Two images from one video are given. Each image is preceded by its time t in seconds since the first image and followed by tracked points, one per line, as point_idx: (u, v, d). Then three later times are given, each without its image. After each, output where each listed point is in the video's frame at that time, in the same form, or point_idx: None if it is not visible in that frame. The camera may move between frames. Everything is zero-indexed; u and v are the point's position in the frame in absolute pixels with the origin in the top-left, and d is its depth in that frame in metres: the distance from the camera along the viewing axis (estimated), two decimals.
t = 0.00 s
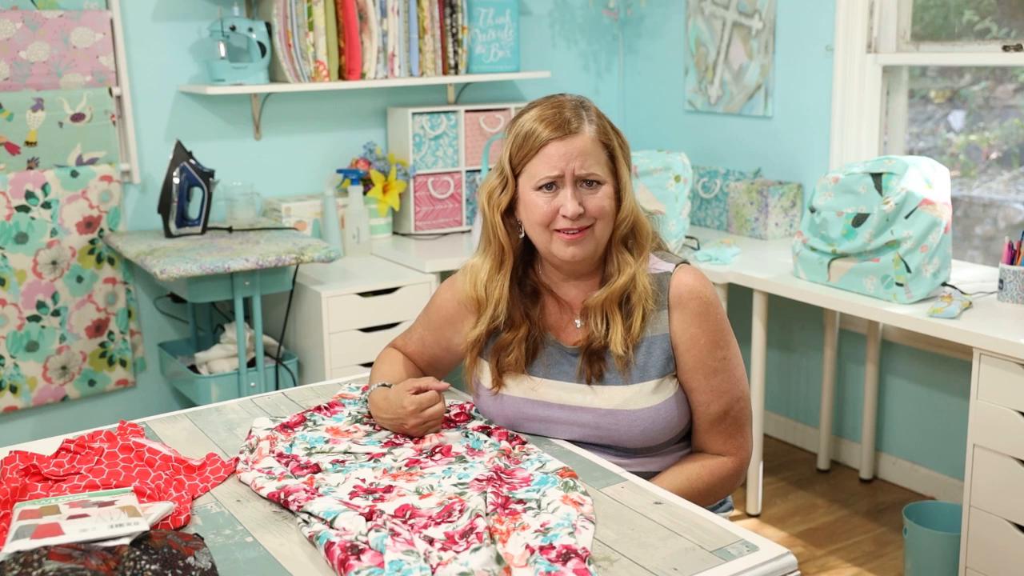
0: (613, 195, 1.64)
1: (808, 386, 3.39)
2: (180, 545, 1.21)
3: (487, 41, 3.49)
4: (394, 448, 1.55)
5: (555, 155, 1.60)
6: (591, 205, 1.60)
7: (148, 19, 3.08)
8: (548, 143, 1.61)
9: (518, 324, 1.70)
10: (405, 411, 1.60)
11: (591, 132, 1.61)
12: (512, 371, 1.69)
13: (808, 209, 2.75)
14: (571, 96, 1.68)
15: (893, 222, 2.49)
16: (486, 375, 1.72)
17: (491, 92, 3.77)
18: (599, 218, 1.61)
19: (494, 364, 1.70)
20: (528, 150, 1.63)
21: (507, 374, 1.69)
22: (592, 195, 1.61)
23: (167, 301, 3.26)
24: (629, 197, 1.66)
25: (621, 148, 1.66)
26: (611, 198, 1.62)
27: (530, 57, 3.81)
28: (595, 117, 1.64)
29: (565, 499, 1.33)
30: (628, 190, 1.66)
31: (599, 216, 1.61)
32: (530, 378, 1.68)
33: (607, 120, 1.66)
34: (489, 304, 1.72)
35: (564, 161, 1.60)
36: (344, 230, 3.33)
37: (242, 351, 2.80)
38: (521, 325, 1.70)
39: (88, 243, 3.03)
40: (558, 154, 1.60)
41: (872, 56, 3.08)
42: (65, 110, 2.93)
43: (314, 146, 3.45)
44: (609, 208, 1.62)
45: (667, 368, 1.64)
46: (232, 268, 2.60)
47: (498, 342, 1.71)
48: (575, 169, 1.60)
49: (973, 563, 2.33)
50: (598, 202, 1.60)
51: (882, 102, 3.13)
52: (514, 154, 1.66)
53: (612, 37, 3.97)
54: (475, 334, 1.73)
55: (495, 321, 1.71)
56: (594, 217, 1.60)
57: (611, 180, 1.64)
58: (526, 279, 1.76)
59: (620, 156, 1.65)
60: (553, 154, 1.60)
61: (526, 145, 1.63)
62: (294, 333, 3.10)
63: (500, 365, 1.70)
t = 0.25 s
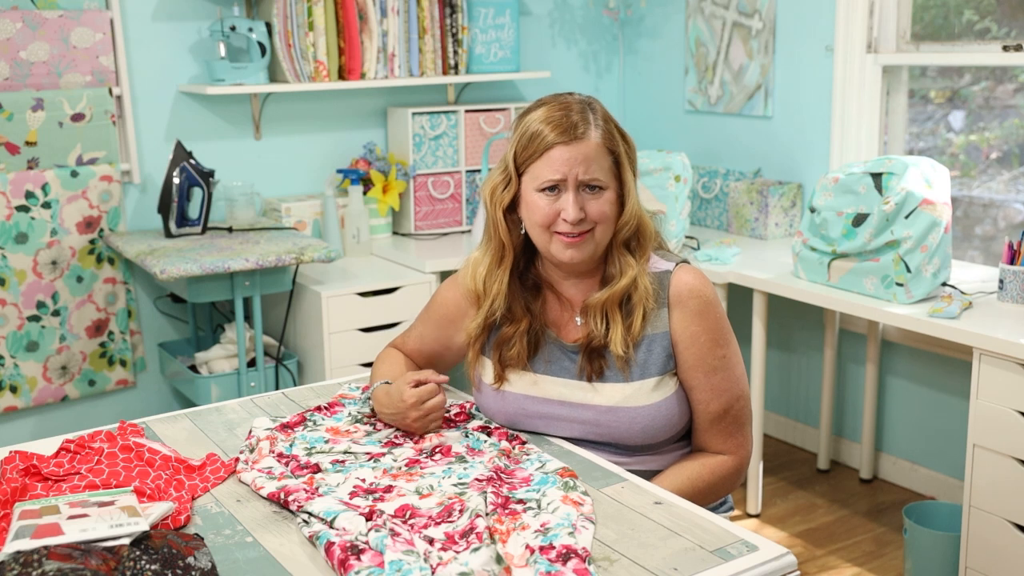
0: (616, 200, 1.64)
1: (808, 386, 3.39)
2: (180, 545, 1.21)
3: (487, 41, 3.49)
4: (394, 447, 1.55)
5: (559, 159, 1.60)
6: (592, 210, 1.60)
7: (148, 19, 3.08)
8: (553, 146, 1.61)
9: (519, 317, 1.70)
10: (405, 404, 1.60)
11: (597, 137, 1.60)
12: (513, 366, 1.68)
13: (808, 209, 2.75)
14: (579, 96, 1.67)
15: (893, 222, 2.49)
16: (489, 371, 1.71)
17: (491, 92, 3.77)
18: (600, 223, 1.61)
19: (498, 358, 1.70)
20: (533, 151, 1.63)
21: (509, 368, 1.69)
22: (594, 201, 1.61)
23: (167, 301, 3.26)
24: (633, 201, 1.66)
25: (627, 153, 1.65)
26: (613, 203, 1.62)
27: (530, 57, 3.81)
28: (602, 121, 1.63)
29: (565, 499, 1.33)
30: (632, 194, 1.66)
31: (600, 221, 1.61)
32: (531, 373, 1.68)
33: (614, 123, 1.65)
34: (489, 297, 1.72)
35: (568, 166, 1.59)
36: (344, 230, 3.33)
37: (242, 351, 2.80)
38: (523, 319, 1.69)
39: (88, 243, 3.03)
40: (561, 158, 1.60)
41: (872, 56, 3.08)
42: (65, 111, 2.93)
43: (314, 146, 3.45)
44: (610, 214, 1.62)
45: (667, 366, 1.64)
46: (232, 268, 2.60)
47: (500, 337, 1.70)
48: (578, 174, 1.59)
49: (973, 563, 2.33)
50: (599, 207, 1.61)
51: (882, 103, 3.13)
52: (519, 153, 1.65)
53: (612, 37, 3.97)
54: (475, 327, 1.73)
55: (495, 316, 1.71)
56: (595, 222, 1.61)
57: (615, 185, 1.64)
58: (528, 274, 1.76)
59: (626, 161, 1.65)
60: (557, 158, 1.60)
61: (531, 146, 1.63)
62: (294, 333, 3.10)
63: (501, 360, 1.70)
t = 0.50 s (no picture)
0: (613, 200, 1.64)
1: (808, 385, 3.39)
2: (180, 545, 1.21)
3: (487, 41, 3.49)
4: (394, 447, 1.55)
5: (558, 156, 1.60)
6: (591, 209, 1.61)
7: (148, 19, 3.08)
8: (552, 144, 1.61)
9: (519, 321, 1.70)
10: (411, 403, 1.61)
11: (596, 134, 1.61)
12: (512, 367, 1.68)
13: (808, 209, 2.75)
14: (577, 96, 1.68)
15: (892, 222, 2.49)
16: (487, 373, 1.71)
17: (491, 92, 3.77)
18: (599, 222, 1.61)
19: (495, 361, 1.70)
20: (533, 149, 1.63)
21: (508, 370, 1.69)
22: (593, 199, 1.61)
23: (167, 301, 3.26)
24: (631, 202, 1.66)
25: (625, 153, 1.66)
26: (611, 202, 1.63)
27: (530, 57, 3.81)
28: (601, 120, 1.64)
29: (565, 499, 1.33)
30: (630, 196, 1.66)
31: (599, 220, 1.61)
32: (530, 374, 1.67)
33: (612, 123, 1.66)
34: (489, 300, 1.73)
35: (567, 163, 1.60)
36: (344, 230, 3.33)
37: (242, 351, 2.80)
38: (522, 323, 1.70)
39: (88, 243, 3.03)
40: (561, 155, 1.60)
41: (872, 56, 3.08)
42: (65, 111, 2.93)
43: (313, 146, 3.45)
44: (608, 213, 1.63)
45: (666, 365, 1.64)
46: (232, 268, 2.60)
47: (499, 339, 1.71)
48: (577, 171, 1.60)
49: (973, 563, 2.33)
50: (597, 206, 1.61)
51: (882, 103, 3.13)
52: (519, 151, 1.66)
53: (612, 37, 3.97)
54: (474, 329, 1.73)
55: (495, 318, 1.71)
56: (594, 221, 1.61)
57: (613, 185, 1.64)
58: (527, 276, 1.76)
59: (623, 161, 1.66)
60: (557, 155, 1.60)
61: (531, 144, 1.64)
62: (293, 333, 3.10)
63: (500, 362, 1.70)
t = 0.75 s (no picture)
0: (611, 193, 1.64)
1: (808, 385, 3.39)
2: (180, 545, 1.21)
3: (487, 41, 3.49)
4: (394, 447, 1.55)
5: (554, 149, 1.60)
6: (588, 201, 1.61)
7: (148, 18, 3.08)
8: (547, 138, 1.61)
9: (519, 318, 1.70)
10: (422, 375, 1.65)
11: (591, 127, 1.61)
12: (513, 367, 1.68)
13: (808, 209, 2.75)
14: (573, 93, 1.69)
15: (892, 221, 2.49)
16: (488, 374, 1.70)
17: (491, 92, 3.77)
18: (596, 215, 1.61)
19: (496, 361, 1.69)
20: (528, 144, 1.63)
21: (508, 369, 1.69)
22: (590, 191, 1.61)
23: (167, 301, 3.26)
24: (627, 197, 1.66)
25: (621, 147, 1.66)
26: (608, 195, 1.63)
27: (530, 56, 3.81)
28: (596, 114, 1.64)
29: (565, 499, 1.33)
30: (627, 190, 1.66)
31: (596, 213, 1.61)
32: (530, 374, 1.67)
33: (607, 117, 1.66)
34: (488, 299, 1.73)
35: (563, 156, 1.60)
36: (344, 230, 3.33)
37: (242, 351, 2.80)
38: (522, 320, 1.69)
39: (88, 243, 3.03)
40: (557, 148, 1.60)
41: (872, 56, 3.08)
42: (65, 111, 2.93)
43: (313, 146, 3.45)
44: (606, 206, 1.63)
45: (666, 365, 1.64)
46: (232, 268, 2.60)
47: (499, 339, 1.70)
48: (574, 164, 1.60)
49: (973, 563, 2.33)
50: (595, 199, 1.61)
51: (882, 103, 3.13)
52: (514, 147, 1.66)
53: (612, 37, 3.97)
54: (474, 328, 1.72)
55: (495, 317, 1.71)
56: (592, 213, 1.61)
57: (610, 178, 1.64)
58: (526, 275, 1.76)
59: (619, 155, 1.66)
60: (552, 149, 1.60)
61: (526, 139, 1.64)
62: (294, 332, 3.10)
63: (500, 361, 1.69)
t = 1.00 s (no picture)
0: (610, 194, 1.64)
1: (809, 385, 3.39)
2: (180, 545, 1.21)
3: (487, 41, 3.49)
4: (394, 447, 1.55)
5: (553, 150, 1.60)
6: (587, 202, 1.61)
7: (148, 18, 3.08)
8: (546, 140, 1.61)
9: (518, 317, 1.70)
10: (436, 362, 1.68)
11: (590, 129, 1.61)
12: (513, 365, 1.68)
13: (808, 209, 2.75)
14: (571, 93, 1.68)
15: (893, 221, 2.49)
16: (489, 374, 1.71)
17: (491, 92, 3.77)
18: (596, 215, 1.62)
19: (496, 360, 1.69)
20: (527, 145, 1.63)
21: (508, 368, 1.69)
22: (589, 192, 1.61)
23: (167, 301, 3.26)
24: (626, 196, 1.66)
25: (620, 147, 1.66)
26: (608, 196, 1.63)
27: (530, 56, 3.81)
28: (595, 115, 1.64)
29: (565, 499, 1.33)
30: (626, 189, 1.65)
31: (596, 213, 1.61)
32: (530, 373, 1.68)
33: (606, 117, 1.66)
34: (487, 298, 1.73)
35: (562, 158, 1.60)
36: (344, 230, 3.33)
37: (242, 351, 2.80)
38: (522, 318, 1.70)
39: (88, 243, 3.03)
40: (556, 150, 1.60)
41: (872, 56, 3.08)
42: (65, 111, 2.93)
43: (313, 146, 3.45)
44: (605, 206, 1.63)
45: (666, 363, 1.64)
46: (232, 268, 2.60)
47: (499, 337, 1.70)
48: (573, 166, 1.60)
49: (973, 563, 2.33)
50: (594, 200, 1.61)
51: (882, 103, 3.13)
52: (513, 148, 1.66)
53: (612, 37, 3.97)
54: (474, 327, 1.73)
55: (494, 317, 1.71)
56: (591, 214, 1.61)
57: (608, 178, 1.64)
58: (526, 273, 1.76)
59: (618, 155, 1.65)
60: (551, 150, 1.60)
61: (525, 140, 1.63)
62: (294, 332, 3.10)
63: (500, 360, 1.69)
